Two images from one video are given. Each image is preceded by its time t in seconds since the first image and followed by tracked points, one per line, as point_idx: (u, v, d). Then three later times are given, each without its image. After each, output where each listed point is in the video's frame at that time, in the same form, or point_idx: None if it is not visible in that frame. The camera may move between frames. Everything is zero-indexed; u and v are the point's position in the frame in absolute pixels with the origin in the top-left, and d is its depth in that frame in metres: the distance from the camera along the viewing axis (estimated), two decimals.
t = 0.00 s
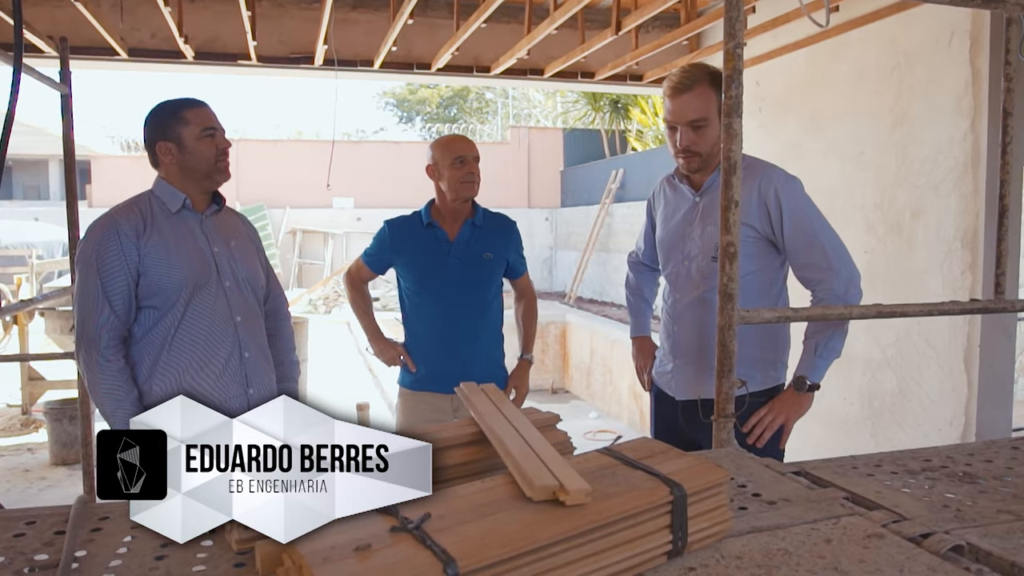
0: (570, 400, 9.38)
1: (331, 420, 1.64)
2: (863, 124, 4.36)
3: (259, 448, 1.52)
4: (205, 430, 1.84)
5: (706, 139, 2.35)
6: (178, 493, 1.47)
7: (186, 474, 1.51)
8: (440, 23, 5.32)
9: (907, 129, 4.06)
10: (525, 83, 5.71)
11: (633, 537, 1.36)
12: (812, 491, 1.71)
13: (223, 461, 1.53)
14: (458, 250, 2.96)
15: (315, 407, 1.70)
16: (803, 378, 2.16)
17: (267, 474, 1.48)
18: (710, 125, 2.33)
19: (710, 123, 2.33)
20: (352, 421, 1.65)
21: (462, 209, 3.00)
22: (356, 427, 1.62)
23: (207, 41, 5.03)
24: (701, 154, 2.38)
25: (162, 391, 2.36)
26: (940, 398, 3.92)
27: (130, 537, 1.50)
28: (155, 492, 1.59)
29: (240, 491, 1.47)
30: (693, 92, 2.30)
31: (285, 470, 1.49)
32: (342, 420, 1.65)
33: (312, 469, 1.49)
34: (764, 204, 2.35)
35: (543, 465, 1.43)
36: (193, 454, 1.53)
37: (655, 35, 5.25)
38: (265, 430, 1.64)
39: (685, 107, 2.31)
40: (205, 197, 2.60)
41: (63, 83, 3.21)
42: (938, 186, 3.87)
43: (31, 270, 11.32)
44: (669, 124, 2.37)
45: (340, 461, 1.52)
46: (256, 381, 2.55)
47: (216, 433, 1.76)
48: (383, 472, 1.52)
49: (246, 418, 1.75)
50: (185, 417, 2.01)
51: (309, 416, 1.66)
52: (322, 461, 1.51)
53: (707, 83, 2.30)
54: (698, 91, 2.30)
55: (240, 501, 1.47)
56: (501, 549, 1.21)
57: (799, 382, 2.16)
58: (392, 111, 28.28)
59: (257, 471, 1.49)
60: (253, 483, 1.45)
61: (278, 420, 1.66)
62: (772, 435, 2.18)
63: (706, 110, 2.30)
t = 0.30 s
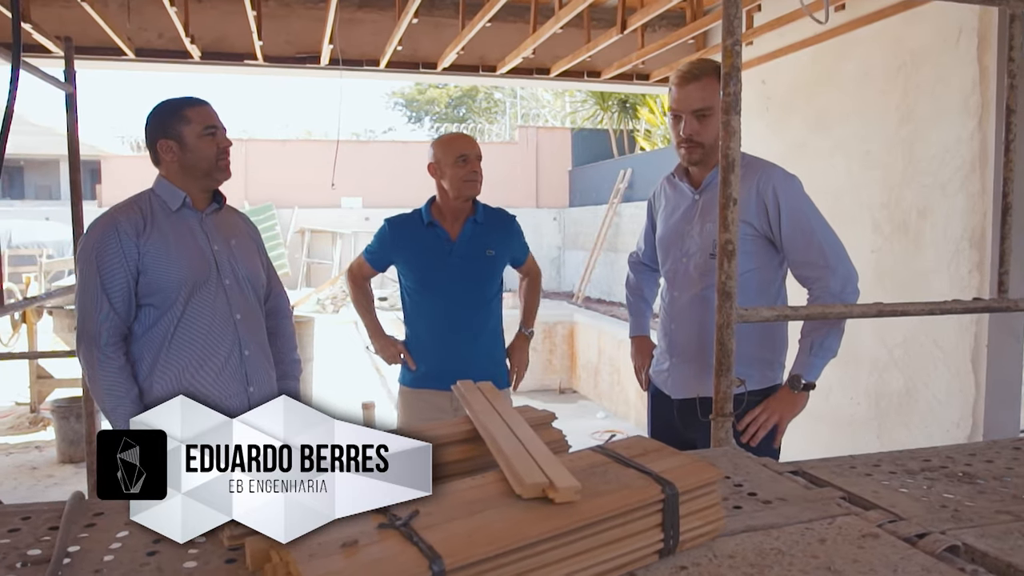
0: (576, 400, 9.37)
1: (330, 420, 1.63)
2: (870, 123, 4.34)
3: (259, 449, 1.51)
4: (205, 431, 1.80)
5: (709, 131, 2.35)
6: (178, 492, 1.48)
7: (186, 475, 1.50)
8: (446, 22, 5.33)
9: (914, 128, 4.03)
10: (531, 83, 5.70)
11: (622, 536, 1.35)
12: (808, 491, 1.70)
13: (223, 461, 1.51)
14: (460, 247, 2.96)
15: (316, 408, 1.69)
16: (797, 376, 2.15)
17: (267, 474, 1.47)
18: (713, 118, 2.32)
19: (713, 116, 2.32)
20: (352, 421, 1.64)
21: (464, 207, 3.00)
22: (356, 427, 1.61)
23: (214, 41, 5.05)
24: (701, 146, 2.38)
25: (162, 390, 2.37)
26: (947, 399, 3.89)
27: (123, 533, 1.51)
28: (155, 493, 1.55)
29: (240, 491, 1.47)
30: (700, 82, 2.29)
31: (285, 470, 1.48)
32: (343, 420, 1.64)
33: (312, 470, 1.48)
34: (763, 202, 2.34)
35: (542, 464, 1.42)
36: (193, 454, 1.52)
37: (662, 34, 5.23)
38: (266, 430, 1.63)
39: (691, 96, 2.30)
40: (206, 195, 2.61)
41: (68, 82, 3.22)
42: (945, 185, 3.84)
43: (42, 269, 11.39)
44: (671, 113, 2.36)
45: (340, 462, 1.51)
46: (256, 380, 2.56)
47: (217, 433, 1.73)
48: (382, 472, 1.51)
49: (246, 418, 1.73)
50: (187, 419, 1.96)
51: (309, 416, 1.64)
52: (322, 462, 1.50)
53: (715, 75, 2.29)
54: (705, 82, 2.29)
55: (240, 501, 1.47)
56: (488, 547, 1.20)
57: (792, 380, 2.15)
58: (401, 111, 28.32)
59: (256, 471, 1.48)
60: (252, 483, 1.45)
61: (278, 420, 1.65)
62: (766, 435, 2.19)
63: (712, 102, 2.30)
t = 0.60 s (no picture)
0: (585, 400, 9.35)
1: (331, 419, 1.60)
2: (879, 120, 4.30)
3: (260, 448, 1.47)
4: (205, 431, 1.76)
5: (695, 122, 2.34)
6: (178, 493, 1.44)
7: (186, 474, 1.46)
8: (453, 21, 5.33)
9: (924, 125, 3.99)
10: (538, 81, 5.70)
11: (614, 534, 1.35)
12: (806, 490, 1.69)
13: (223, 461, 1.47)
14: (464, 245, 2.95)
15: (315, 408, 1.66)
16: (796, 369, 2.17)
17: (268, 474, 1.43)
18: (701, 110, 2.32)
19: (702, 108, 2.32)
20: (353, 420, 1.62)
21: (468, 205, 2.99)
22: (356, 428, 1.58)
23: (222, 40, 5.07)
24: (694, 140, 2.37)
25: (164, 386, 2.38)
26: (956, 398, 3.85)
27: (118, 528, 1.51)
28: (155, 492, 1.51)
29: (240, 491, 1.43)
30: (690, 76, 2.32)
31: (285, 469, 1.44)
32: (343, 420, 1.61)
33: (312, 469, 1.45)
34: (766, 198, 2.32)
35: (542, 461, 1.41)
36: (192, 454, 1.47)
37: (670, 32, 5.21)
38: (265, 430, 1.59)
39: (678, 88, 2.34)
40: (209, 191, 2.62)
41: (75, 81, 3.24)
42: (955, 183, 3.80)
43: (55, 268, 11.49)
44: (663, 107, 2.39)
45: (340, 461, 1.49)
46: (258, 377, 2.56)
47: (216, 433, 1.68)
48: (383, 472, 1.49)
49: (246, 418, 1.68)
50: (190, 418, 1.92)
51: (308, 417, 1.60)
52: (322, 461, 1.47)
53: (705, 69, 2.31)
54: (693, 75, 2.32)
55: (240, 501, 1.44)
56: (478, 543, 1.20)
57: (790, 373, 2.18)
58: (411, 111, 28.34)
59: (257, 471, 1.44)
60: (253, 483, 1.41)
61: (278, 420, 1.61)
62: (767, 431, 2.19)
63: (697, 93, 2.31)
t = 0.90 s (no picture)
0: (597, 400, 9.34)
1: (331, 419, 1.58)
2: (890, 119, 4.26)
3: (260, 448, 1.44)
4: (205, 430, 1.75)
5: (696, 118, 2.33)
6: (178, 493, 1.45)
7: (186, 474, 1.44)
8: (462, 21, 5.34)
9: (935, 124, 3.95)
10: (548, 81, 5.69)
11: (607, 535, 1.33)
12: (807, 491, 1.67)
13: (223, 460, 1.44)
14: (469, 245, 2.95)
15: (314, 407, 1.65)
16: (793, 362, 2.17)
17: (268, 474, 1.42)
18: (699, 106, 2.31)
19: (701, 105, 2.32)
20: (352, 420, 1.61)
21: (472, 204, 2.98)
22: (356, 427, 1.58)
23: (232, 41, 5.09)
24: (693, 136, 2.36)
25: (169, 386, 2.39)
26: (968, 400, 3.81)
27: (116, 526, 1.52)
28: (154, 492, 1.51)
29: (240, 491, 1.42)
30: (682, 74, 2.32)
31: (285, 469, 1.42)
32: (343, 420, 1.59)
33: (312, 470, 1.43)
34: (766, 193, 2.31)
35: (541, 462, 1.40)
36: (193, 454, 1.44)
37: (680, 31, 5.19)
38: (265, 430, 1.58)
39: (674, 87, 2.33)
40: (214, 192, 2.63)
41: (84, 82, 3.26)
42: (967, 182, 3.76)
43: (71, 267, 11.61)
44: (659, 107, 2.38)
45: (340, 461, 1.47)
46: (262, 377, 2.57)
47: (216, 433, 1.66)
48: (383, 472, 1.49)
49: (247, 418, 1.68)
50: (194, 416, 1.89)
51: (308, 416, 1.58)
52: (322, 461, 1.45)
53: (699, 66, 2.31)
54: (687, 72, 2.32)
55: (240, 501, 1.42)
56: (469, 543, 1.20)
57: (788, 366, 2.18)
58: (423, 111, 28.39)
59: (257, 471, 1.42)
60: (253, 483, 1.39)
61: (278, 420, 1.60)
62: (768, 426, 2.18)
63: (693, 89, 2.30)
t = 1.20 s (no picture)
0: (611, 401, 9.31)
1: (331, 420, 1.61)
2: (904, 118, 4.22)
3: (260, 448, 1.47)
4: (205, 430, 1.76)
5: (687, 125, 2.36)
6: (178, 493, 1.48)
7: (186, 474, 1.49)
8: (474, 21, 5.34)
9: (950, 123, 3.90)
10: (561, 81, 5.68)
11: (598, 536, 1.33)
12: (806, 493, 1.66)
13: (223, 461, 1.48)
14: (475, 245, 2.95)
15: (316, 410, 1.68)
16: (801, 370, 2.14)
17: (268, 474, 1.44)
18: (691, 112, 2.34)
19: (693, 111, 2.34)
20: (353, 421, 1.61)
21: (479, 203, 2.98)
22: (355, 428, 1.58)
23: (246, 41, 5.13)
24: (685, 142, 2.39)
25: (175, 384, 2.41)
26: (983, 403, 3.76)
27: (114, 522, 1.54)
28: (154, 492, 1.53)
29: (240, 491, 1.42)
30: (675, 79, 2.35)
31: (285, 469, 1.44)
32: (343, 421, 1.61)
33: (312, 469, 1.44)
34: (762, 189, 2.32)
35: (534, 462, 1.40)
36: (192, 454, 1.49)
37: (692, 29, 5.17)
38: (265, 430, 1.61)
39: (665, 93, 2.36)
40: (221, 190, 2.64)
41: (95, 83, 3.30)
42: (982, 182, 3.71)
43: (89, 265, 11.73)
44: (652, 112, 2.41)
45: (340, 461, 1.48)
46: (267, 375, 2.58)
47: (215, 434, 1.70)
48: (382, 472, 1.48)
49: (247, 418, 1.70)
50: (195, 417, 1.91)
51: (309, 417, 1.63)
52: (322, 461, 1.46)
53: (690, 71, 2.33)
54: (678, 78, 2.34)
55: (239, 501, 1.42)
56: (455, 542, 1.20)
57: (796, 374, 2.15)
58: (439, 111, 28.38)
59: (256, 471, 1.44)
60: (252, 483, 1.41)
61: (278, 420, 1.63)
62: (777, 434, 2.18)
63: (685, 95, 2.33)
